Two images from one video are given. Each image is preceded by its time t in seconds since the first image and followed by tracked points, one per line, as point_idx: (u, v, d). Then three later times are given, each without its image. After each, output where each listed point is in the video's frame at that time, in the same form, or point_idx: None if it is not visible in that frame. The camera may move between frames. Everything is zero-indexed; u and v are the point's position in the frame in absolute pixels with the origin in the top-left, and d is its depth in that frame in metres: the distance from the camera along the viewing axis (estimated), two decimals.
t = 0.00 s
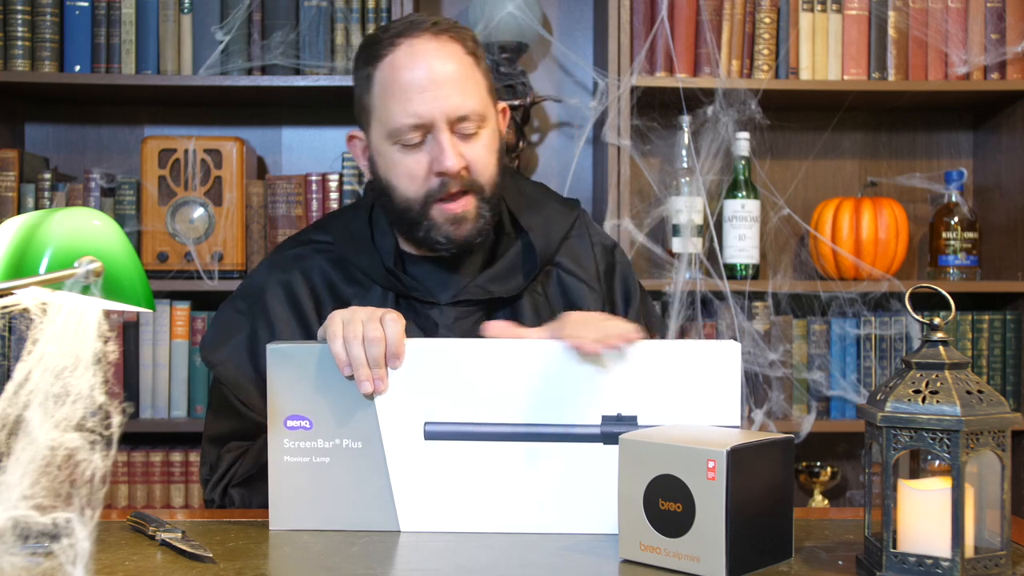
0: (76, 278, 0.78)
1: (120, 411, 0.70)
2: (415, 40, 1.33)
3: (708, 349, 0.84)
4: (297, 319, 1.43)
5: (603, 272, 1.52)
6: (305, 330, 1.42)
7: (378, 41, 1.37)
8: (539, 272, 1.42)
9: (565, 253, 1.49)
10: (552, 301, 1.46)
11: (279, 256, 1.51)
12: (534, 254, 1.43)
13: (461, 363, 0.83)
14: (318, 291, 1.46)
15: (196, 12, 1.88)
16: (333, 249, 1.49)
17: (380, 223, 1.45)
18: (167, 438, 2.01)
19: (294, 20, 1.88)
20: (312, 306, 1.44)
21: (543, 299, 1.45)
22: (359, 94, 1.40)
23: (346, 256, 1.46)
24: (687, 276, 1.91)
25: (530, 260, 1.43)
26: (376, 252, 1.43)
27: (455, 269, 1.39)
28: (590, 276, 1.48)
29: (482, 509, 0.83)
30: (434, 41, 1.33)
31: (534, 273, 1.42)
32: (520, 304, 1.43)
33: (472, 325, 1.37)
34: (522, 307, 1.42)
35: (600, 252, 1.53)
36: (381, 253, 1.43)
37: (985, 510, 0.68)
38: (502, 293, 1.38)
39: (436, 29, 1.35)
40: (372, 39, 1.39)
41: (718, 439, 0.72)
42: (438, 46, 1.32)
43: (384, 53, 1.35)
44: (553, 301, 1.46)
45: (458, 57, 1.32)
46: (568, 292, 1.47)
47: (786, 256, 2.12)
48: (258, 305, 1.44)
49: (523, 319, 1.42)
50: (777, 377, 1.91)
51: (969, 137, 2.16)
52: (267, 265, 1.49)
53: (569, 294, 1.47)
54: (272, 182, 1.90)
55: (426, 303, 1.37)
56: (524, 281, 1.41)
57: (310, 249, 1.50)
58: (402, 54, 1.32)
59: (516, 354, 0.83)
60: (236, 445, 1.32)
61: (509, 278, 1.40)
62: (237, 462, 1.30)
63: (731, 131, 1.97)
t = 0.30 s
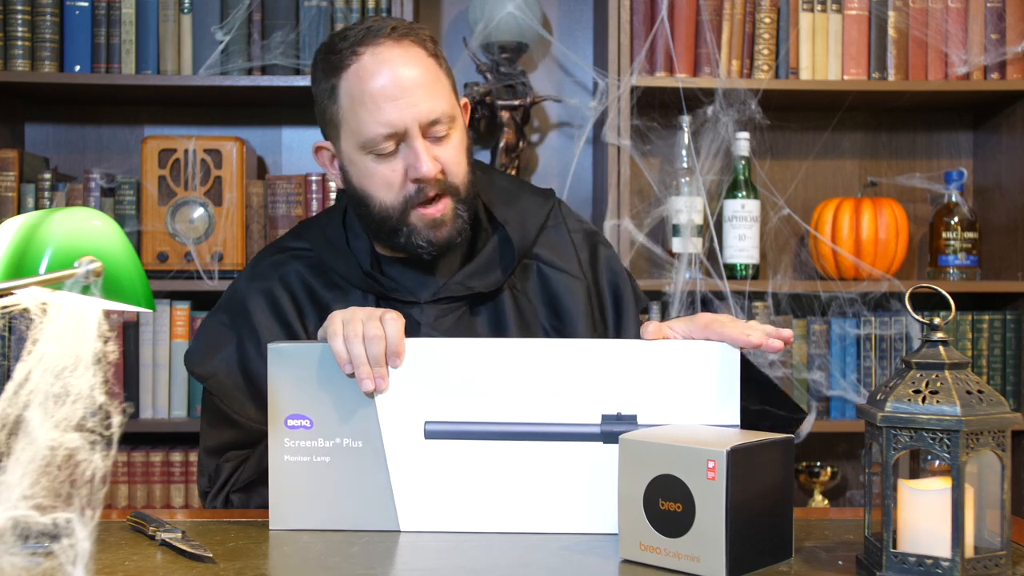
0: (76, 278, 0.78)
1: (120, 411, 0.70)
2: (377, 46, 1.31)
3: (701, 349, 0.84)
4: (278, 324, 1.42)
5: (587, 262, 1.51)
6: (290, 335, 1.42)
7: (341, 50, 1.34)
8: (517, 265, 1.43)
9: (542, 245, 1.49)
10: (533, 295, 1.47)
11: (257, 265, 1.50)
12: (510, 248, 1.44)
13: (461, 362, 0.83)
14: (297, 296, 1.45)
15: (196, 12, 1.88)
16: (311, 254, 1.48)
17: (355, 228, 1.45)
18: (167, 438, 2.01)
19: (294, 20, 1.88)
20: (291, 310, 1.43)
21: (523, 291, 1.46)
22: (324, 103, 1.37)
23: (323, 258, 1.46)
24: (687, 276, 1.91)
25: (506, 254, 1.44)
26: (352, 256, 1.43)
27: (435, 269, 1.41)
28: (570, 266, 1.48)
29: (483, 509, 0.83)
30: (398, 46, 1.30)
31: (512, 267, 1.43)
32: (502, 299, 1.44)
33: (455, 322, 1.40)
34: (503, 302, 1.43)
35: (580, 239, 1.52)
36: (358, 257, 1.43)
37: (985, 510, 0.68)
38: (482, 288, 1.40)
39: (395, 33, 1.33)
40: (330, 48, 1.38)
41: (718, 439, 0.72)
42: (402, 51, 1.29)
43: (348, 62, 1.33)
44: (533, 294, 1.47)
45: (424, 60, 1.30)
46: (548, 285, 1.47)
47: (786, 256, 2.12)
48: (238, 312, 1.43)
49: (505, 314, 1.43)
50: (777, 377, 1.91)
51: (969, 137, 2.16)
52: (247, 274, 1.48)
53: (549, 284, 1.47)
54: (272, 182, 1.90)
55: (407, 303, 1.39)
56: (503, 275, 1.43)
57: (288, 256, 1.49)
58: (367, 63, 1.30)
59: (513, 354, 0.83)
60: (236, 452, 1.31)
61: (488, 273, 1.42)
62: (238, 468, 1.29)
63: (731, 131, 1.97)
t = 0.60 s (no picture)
0: (76, 278, 0.78)
1: (120, 411, 0.70)
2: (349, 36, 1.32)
3: (702, 349, 0.84)
4: (276, 322, 1.41)
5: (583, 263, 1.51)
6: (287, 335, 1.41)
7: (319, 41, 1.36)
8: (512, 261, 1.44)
9: (538, 244, 1.50)
10: (527, 293, 1.47)
11: (258, 261, 1.48)
12: (506, 246, 1.46)
13: (460, 363, 0.83)
14: (297, 293, 1.44)
15: (196, 12, 1.88)
16: (311, 251, 1.47)
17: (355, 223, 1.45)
18: (167, 438, 2.01)
19: (295, 20, 1.88)
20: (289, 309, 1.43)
21: (517, 288, 1.46)
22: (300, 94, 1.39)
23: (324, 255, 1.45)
24: (687, 276, 1.91)
25: (502, 250, 1.45)
26: (349, 249, 1.44)
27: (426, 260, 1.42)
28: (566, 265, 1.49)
29: (483, 509, 0.83)
30: (366, 35, 1.31)
31: (507, 263, 1.44)
32: (495, 295, 1.43)
33: (449, 315, 1.40)
34: (497, 298, 1.43)
35: (576, 241, 1.53)
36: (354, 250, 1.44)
37: (985, 510, 0.68)
38: (476, 283, 1.41)
39: (370, 24, 1.33)
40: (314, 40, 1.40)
41: (718, 439, 0.72)
42: (369, 41, 1.30)
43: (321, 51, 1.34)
44: (528, 293, 1.47)
45: (390, 50, 1.30)
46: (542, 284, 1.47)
47: (786, 256, 2.11)
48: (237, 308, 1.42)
49: (499, 310, 1.43)
50: (777, 377, 1.91)
51: (969, 137, 2.16)
52: (246, 270, 1.47)
53: (545, 283, 1.47)
54: (272, 182, 1.90)
55: (401, 294, 1.40)
56: (498, 271, 1.44)
57: (288, 252, 1.48)
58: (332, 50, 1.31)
59: (512, 355, 0.83)
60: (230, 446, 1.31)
61: (483, 269, 1.43)
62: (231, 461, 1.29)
63: (731, 131, 1.97)
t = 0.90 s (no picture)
0: (76, 278, 0.78)
1: (120, 411, 0.70)
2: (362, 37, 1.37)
3: (704, 348, 0.83)
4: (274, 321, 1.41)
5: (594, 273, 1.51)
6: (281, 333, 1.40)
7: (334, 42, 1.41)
8: (523, 264, 1.45)
9: (548, 252, 1.50)
10: (536, 299, 1.47)
11: (265, 258, 1.49)
12: (517, 251, 1.47)
13: (460, 362, 0.83)
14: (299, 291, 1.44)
15: (196, 12, 1.88)
16: (320, 248, 1.48)
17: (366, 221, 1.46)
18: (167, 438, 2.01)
19: (294, 20, 1.88)
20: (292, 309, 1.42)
21: (526, 293, 1.47)
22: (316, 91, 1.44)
23: (332, 253, 1.46)
24: (687, 276, 1.91)
25: (514, 252, 1.47)
26: (358, 248, 1.45)
27: (438, 261, 1.45)
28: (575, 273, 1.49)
29: (482, 509, 0.83)
30: (377, 37, 1.36)
31: (518, 267, 1.45)
32: (504, 296, 1.44)
33: (456, 315, 1.41)
34: (506, 301, 1.44)
35: (587, 249, 1.53)
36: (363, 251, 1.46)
37: (985, 510, 0.68)
38: (484, 285, 1.42)
39: (380, 26, 1.39)
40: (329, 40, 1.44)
41: (718, 439, 0.72)
42: (379, 44, 1.35)
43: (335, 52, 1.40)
44: (536, 299, 1.47)
45: (399, 52, 1.35)
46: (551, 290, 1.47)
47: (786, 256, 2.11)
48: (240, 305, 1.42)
49: (508, 313, 1.43)
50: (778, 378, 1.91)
51: (969, 137, 2.16)
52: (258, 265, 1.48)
53: (554, 290, 1.47)
54: (272, 182, 1.90)
55: (409, 293, 1.42)
56: (509, 275, 1.45)
57: (299, 248, 1.49)
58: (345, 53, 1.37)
59: (512, 354, 0.83)
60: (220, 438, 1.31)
61: (494, 272, 1.44)
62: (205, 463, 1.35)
63: (731, 131, 1.96)
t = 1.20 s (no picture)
0: (76, 278, 0.78)
1: (120, 410, 0.70)
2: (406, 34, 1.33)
3: (707, 348, 0.84)
4: (288, 318, 1.42)
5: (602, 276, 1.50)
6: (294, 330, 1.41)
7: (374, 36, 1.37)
8: (540, 269, 1.45)
9: (564, 258, 1.50)
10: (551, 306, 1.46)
11: (279, 254, 1.48)
12: (534, 256, 1.46)
13: (461, 362, 0.83)
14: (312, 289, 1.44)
15: (196, 12, 1.88)
16: (337, 244, 1.48)
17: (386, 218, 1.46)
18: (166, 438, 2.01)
19: (294, 20, 1.88)
20: (307, 306, 1.42)
21: (541, 300, 1.46)
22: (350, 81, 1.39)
23: (346, 250, 1.45)
24: (687, 276, 1.91)
25: (530, 257, 1.46)
26: (376, 244, 1.44)
27: (455, 262, 1.43)
28: (590, 280, 1.48)
29: (482, 509, 0.83)
30: (418, 36, 1.32)
31: (535, 272, 1.45)
32: (519, 301, 1.44)
33: (471, 318, 1.40)
34: (522, 306, 1.43)
35: (603, 256, 1.53)
36: (382, 247, 1.45)
37: (985, 510, 0.68)
38: (501, 289, 1.41)
39: (425, 25, 1.35)
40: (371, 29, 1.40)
41: (718, 439, 0.72)
42: (422, 41, 1.32)
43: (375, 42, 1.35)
44: (551, 306, 1.46)
45: (440, 53, 1.32)
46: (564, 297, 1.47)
47: (786, 256, 2.12)
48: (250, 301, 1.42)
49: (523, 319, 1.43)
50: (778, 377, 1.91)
51: (969, 137, 2.16)
52: (269, 261, 1.47)
53: (568, 297, 1.46)
54: (272, 182, 1.90)
55: (425, 295, 1.41)
56: (526, 280, 1.44)
57: (314, 244, 1.48)
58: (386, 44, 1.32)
59: (513, 355, 0.83)
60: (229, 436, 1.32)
61: (510, 277, 1.43)
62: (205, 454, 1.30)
63: (731, 131, 1.96)
